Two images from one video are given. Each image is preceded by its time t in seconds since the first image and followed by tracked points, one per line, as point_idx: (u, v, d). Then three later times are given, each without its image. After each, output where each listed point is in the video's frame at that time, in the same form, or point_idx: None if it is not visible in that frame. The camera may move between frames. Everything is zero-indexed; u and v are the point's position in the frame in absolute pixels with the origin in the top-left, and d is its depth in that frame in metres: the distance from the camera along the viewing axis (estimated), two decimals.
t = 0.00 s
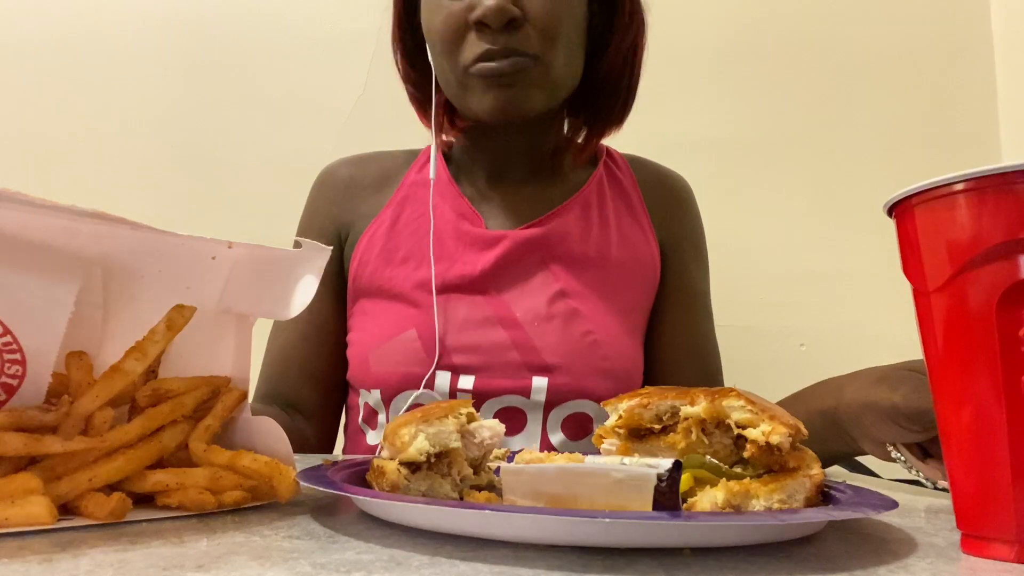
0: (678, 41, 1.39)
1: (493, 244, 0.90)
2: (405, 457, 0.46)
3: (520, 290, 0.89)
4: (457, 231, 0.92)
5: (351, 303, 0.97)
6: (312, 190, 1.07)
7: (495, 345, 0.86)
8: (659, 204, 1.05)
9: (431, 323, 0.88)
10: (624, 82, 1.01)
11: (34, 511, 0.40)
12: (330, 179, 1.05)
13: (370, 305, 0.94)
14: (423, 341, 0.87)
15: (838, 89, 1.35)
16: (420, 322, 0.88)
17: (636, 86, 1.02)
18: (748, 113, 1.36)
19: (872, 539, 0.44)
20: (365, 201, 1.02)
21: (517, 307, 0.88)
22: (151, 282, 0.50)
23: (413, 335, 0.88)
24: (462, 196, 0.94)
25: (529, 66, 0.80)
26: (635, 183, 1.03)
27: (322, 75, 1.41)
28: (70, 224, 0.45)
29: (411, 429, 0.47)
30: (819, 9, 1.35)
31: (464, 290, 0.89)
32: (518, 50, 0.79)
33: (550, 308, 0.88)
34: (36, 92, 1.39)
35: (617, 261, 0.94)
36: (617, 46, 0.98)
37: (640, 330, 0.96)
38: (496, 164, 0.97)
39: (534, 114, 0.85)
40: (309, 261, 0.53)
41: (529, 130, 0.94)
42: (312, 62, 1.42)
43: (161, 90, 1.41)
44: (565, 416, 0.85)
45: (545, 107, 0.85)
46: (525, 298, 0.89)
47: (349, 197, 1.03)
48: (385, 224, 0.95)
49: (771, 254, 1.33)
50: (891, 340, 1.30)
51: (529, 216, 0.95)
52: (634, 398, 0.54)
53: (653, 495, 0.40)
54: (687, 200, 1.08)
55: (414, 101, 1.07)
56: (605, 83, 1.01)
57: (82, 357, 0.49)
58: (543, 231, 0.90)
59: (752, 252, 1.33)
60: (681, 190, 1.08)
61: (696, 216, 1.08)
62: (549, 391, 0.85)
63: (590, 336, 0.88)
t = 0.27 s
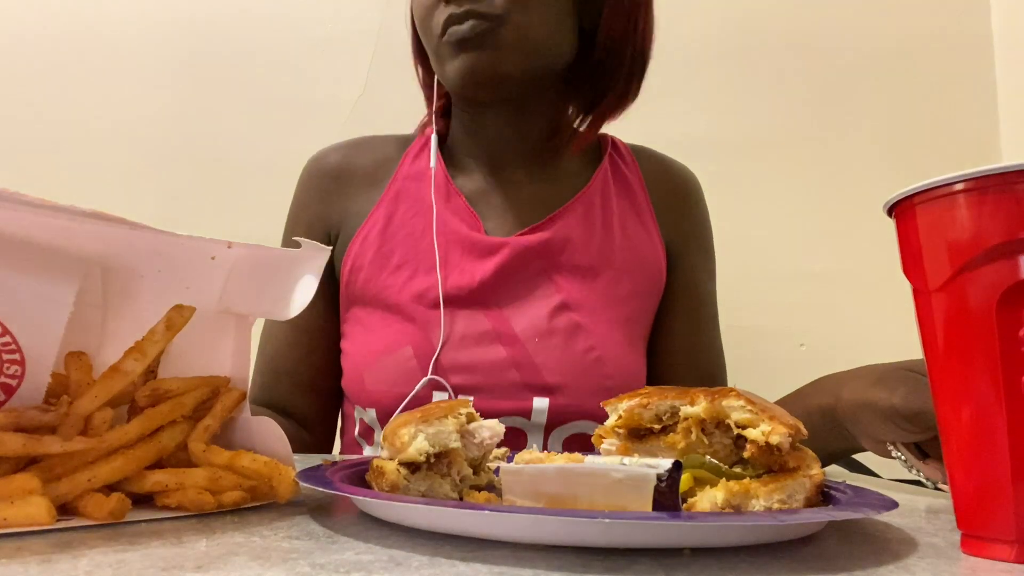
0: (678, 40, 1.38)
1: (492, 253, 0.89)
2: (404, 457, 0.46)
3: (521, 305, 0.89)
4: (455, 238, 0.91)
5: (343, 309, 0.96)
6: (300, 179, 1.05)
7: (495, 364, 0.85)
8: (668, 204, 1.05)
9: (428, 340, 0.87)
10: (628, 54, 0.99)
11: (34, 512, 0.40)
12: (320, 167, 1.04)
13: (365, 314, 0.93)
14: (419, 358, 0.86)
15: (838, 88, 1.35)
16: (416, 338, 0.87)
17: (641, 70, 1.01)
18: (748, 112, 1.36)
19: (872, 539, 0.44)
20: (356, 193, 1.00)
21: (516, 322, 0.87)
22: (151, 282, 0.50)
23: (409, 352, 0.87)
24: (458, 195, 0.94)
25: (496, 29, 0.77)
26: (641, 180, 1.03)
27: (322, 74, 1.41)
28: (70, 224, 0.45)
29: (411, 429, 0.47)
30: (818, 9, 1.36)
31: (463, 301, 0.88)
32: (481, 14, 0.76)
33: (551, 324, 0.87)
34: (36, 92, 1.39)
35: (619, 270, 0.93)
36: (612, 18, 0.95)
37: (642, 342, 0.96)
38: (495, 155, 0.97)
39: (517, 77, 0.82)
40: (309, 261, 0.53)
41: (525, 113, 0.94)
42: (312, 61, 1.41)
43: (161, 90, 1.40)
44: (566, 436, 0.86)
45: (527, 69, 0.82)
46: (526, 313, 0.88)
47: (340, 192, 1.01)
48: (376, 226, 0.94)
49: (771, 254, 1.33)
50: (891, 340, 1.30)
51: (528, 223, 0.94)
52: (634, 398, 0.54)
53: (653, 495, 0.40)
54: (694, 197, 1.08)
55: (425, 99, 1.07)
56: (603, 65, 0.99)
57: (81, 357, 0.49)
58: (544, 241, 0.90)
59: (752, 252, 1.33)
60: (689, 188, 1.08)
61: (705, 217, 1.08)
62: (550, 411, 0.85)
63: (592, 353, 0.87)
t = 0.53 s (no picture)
0: (678, 40, 1.38)
1: (493, 267, 0.89)
2: (404, 457, 0.46)
3: (522, 322, 0.89)
4: (453, 251, 0.90)
5: (338, 318, 0.96)
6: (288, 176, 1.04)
7: (497, 383, 0.86)
8: (672, 203, 1.04)
9: (427, 359, 0.87)
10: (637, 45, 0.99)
11: (34, 512, 0.40)
12: (308, 161, 1.03)
13: (361, 326, 0.93)
14: (417, 377, 0.86)
15: (837, 88, 1.35)
16: (415, 354, 0.87)
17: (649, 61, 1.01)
18: (747, 112, 1.36)
19: (872, 540, 0.44)
20: (347, 190, 1.00)
21: (517, 339, 0.87)
22: (151, 282, 0.50)
23: (407, 371, 0.87)
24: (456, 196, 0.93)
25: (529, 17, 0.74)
26: (648, 178, 1.02)
27: (321, 74, 1.41)
28: (70, 225, 0.45)
29: (411, 429, 0.47)
30: (818, 8, 1.35)
31: (464, 316, 0.88)
32: None
33: (554, 340, 0.87)
34: (35, 92, 1.39)
35: (623, 280, 0.93)
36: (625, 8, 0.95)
37: (646, 350, 0.96)
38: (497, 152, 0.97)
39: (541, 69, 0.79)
40: (309, 261, 0.53)
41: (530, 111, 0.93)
42: (310, 61, 1.42)
43: (159, 90, 1.40)
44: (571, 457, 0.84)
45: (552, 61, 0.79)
46: (527, 330, 0.88)
47: (329, 192, 1.01)
48: (370, 235, 0.93)
49: (770, 254, 1.33)
50: (891, 339, 1.30)
51: (528, 231, 0.94)
52: (634, 398, 0.54)
53: (653, 495, 0.40)
54: (704, 193, 1.08)
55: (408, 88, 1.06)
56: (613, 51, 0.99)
57: (81, 357, 0.49)
58: (545, 254, 0.89)
59: (752, 252, 1.33)
60: (696, 184, 1.08)
61: (712, 213, 1.08)
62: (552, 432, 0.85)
63: (596, 369, 0.88)
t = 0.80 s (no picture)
0: (678, 40, 1.38)
1: (488, 276, 0.89)
2: (404, 457, 0.46)
3: (519, 333, 0.89)
4: (446, 260, 0.90)
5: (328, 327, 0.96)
6: (272, 180, 1.04)
7: (493, 395, 0.86)
8: (671, 203, 1.04)
9: (420, 372, 0.87)
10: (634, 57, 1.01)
11: (34, 512, 0.40)
12: (295, 161, 1.03)
13: (353, 336, 0.93)
14: (411, 392, 0.87)
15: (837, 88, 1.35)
16: (408, 367, 0.87)
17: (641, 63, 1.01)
18: (747, 112, 1.36)
19: (872, 540, 0.44)
20: (337, 191, 1.01)
21: (513, 351, 0.88)
22: (150, 282, 0.50)
23: (400, 385, 0.87)
24: (447, 201, 0.92)
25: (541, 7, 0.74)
26: (646, 175, 1.02)
27: (321, 75, 1.41)
28: (69, 225, 0.45)
29: (411, 430, 0.47)
30: (818, 9, 1.35)
31: (458, 326, 0.88)
32: None
33: (550, 349, 0.88)
34: (35, 92, 1.39)
35: (622, 288, 0.93)
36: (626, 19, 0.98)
37: (645, 354, 0.97)
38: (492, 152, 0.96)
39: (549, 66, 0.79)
40: (308, 261, 0.53)
41: (525, 109, 0.92)
42: (310, 61, 1.42)
43: (159, 89, 1.40)
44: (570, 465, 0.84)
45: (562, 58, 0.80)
46: (524, 340, 0.88)
47: (316, 197, 1.01)
48: (360, 242, 0.92)
49: (770, 254, 1.33)
50: (890, 339, 1.30)
51: (522, 237, 0.94)
52: (633, 398, 0.54)
53: (653, 495, 0.40)
54: (705, 187, 1.07)
55: (387, 70, 1.05)
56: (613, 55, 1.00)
57: (81, 358, 0.49)
58: (540, 264, 0.89)
59: (751, 252, 1.33)
60: (693, 178, 1.07)
61: (713, 210, 1.08)
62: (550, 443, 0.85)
63: (595, 379, 0.88)
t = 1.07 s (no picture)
0: (678, 40, 1.38)
1: (481, 279, 0.89)
2: (404, 457, 0.46)
3: (514, 338, 0.89)
4: (440, 263, 0.90)
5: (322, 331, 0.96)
6: (261, 181, 1.04)
7: (487, 400, 0.86)
8: (670, 204, 1.04)
9: (415, 377, 0.87)
10: (633, 58, 1.00)
11: (33, 512, 0.40)
12: (286, 160, 1.03)
13: (346, 341, 0.93)
14: (404, 399, 0.86)
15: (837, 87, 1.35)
16: (402, 373, 0.88)
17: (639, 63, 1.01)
18: (747, 112, 1.36)
19: (871, 540, 0.44)
20: (329, 191, 1.00)
21: (508, 356, 0.88)
22: (149, 283, 0.50)
23: (394, 392, 0.87)
24: (441, 204, 0.93)
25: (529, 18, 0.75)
26: (643, 176, 1.02)
27: (322, 75, 1.41)
28: (69, 225, 0.45)
29: (411, 429, 0.47)
30: (819, 9, 1.35)
31: (453, 332, 0.88)
32: None
33: (545, 355, 0.88)
34: (37, 93, 1.39)
35: (618, 290, 0.93)
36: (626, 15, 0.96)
37: (642, 356, 0.97)
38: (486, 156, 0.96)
39: (534, 78, 0.80)
40: (308, 260, 0.53)
41: (518, 109, 0.92)
42: (311, 61, 1.41)
43: (159, 90, 1.40)
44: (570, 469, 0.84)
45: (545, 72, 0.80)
46: (519, 345, 0.88)
47: (305, 200, 1.01)
48: (352, 247, 0.93)
49: (770, 254, 1.33)
50: (891, 339, 1.30)
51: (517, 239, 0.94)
52: (633, 398, 0.54)
53: (653, 495, 0.40)
54: (703, 188, 1.07)
55: (380, 62, 1.05)
56: (608, 58, 0.99)
57: (80, 358, 0.49)
58: (535, 266, 0.89)
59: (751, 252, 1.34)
60: (690, 177, 1.07)
61: (712, 211, 1.08)
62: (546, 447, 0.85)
63: (591, 383, 0.88)
